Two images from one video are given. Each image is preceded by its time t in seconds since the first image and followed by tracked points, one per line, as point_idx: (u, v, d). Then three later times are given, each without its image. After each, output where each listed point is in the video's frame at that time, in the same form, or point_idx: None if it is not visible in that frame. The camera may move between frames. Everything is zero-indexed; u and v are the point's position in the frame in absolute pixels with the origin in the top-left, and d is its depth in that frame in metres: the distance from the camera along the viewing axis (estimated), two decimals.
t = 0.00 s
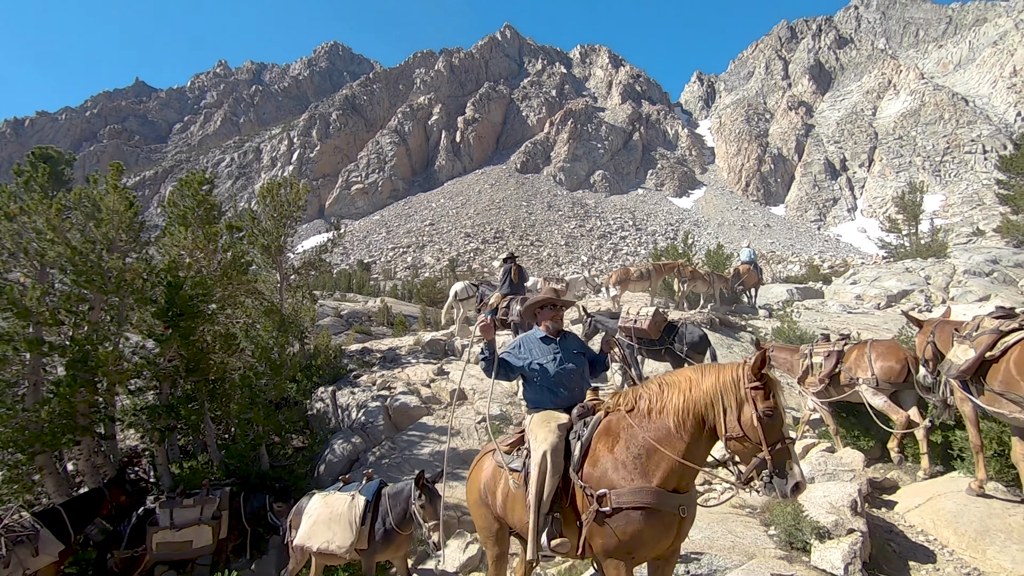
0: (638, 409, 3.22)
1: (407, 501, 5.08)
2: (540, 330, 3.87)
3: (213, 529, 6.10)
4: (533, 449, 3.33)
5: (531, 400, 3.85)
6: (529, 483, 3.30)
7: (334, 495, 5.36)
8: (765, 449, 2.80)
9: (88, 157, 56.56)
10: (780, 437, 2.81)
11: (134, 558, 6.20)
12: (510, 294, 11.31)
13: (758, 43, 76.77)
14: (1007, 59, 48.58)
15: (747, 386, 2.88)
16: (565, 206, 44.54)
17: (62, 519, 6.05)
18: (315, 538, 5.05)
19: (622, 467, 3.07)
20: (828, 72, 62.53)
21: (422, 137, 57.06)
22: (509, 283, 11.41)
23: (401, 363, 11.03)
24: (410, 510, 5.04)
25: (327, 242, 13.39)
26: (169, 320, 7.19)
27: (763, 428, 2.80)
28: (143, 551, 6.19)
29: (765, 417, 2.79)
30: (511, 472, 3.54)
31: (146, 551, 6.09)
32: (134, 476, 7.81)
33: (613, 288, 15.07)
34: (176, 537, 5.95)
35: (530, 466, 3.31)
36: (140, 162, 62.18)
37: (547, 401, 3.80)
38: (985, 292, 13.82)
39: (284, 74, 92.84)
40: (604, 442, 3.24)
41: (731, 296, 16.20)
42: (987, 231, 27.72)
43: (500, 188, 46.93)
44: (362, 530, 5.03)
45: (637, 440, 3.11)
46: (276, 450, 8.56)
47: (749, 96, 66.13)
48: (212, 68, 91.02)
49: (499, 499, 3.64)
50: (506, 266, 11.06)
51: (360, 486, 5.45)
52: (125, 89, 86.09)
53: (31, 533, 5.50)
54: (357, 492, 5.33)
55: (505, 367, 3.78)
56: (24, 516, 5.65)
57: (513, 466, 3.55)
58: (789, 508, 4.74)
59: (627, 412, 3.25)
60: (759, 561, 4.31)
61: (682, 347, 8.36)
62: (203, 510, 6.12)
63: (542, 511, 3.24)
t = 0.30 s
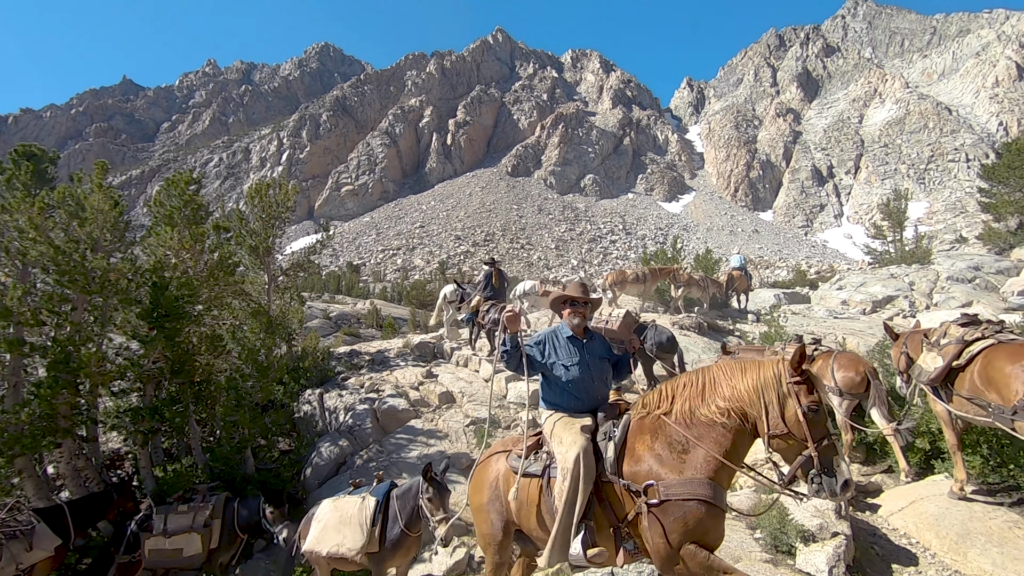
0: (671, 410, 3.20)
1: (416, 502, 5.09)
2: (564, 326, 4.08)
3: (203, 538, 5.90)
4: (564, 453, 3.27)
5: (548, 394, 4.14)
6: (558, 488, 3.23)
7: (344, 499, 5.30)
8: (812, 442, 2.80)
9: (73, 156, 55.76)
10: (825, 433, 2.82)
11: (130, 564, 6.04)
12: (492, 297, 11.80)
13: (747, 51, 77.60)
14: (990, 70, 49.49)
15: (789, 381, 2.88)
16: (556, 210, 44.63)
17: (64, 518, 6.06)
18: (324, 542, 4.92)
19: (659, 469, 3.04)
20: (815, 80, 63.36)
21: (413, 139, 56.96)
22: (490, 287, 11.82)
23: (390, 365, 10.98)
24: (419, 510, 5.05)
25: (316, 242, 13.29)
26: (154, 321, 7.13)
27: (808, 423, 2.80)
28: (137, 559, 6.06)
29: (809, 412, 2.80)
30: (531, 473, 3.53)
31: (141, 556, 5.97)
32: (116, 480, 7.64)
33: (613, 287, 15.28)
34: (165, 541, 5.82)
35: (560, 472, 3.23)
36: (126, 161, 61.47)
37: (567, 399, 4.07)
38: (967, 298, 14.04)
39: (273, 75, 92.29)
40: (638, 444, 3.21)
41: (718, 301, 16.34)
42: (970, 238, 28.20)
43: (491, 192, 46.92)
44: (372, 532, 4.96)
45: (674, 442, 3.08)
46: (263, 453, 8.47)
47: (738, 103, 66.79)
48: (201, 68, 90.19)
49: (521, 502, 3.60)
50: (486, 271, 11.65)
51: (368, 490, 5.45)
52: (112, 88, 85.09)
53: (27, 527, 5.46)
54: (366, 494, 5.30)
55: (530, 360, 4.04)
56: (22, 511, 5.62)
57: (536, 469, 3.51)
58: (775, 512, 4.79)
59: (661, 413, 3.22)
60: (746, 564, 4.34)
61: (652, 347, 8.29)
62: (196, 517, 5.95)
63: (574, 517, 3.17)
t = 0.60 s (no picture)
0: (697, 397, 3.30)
1: (432, 514, 4.63)
2: (589, 314, 3.71)
3: (201, 547, 5.71)
4: (597, 443, 3.18)
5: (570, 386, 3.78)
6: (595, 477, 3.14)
7: (364, 502, 4.98)
8: (844, 405, 2.93)
9: (58, 156, 55.05)
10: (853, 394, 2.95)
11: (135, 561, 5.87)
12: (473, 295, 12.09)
13: (736, 57, 78.35)
14: (974, 78, 50.37)
15: (804, 348, 3.06)
16: (547, 213, 44.74)
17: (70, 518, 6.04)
18: (336, 544, 4.72)
19: (696, 452, 3.14)
20: (804, 86, 64.09)
21: (405, 141, 56.87)
22: (471, 285, 12.10)
23: (380, 368, 10.91)
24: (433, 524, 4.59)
25: (305, 245, 13.22)
26: (140, 323, 7.02)
27: (833, 384, 2.95)
28: (135, 552, 5.87)
29: (832, 374, 2.95)
30: (555, 466, 3.44)
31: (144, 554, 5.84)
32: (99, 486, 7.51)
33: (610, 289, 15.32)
34: (165, 543, 5.69)
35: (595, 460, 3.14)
36: (114, 161, 60.87)
37: (593, 392, 3.71)
38: (952, 302, 14.24)
39: (264, 75, 91.89)
40: (670, 428, 3.30)
41: (708, 305, 16.47)
42: (955, 243, 28.60)
43: (482, 194, 46.94)
44: (387, 543, 4.64)
45: (703, 423, 3.20)
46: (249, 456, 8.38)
47: (728, 108, 67.37)
48: (190, 68, 89.54)
49: (541, 500, 3.46)
50: (468, 271, 12.06)
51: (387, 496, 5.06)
52: (99, 87, 84.30)
53: (27, 524, 5.37)
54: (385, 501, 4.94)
55: (551, 350, 3.63)
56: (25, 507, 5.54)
57: (559, 461, 3.45)
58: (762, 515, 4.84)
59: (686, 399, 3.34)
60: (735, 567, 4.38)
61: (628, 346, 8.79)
62: (197, 524, 5.75)
63: (614, 507, 3.09)
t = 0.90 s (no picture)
0: (753, 386, 3.20)
1: (445, 502, 4.53)
2: (616, 308, 3.70)
3: (203, 543, 5.58)
4: (638, 432, 3.06)
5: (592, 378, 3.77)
6: (635, 468, 3.02)
7: (374, 494, 4.91)
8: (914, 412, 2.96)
9: (45, 156, 54.42)
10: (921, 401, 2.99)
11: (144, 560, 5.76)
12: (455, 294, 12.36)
13: (727, 61, 78.93)
14: (960, 84, 51.15)
15: (888, 349, 3.01)
16: (539, 216, 44.83)
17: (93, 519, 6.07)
18: (347, 541, 4.59)
19: (747, 440, 3.08)
20: (794, 91, 64.69)
21: (397, 143, 56.78)
22: (452, 285, 12.42)
23: (371, 371, 10.87)
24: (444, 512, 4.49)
25: (296, 247, 13.15)
26: (128, 326, 6.95)
27: (910, 394, 2.97)
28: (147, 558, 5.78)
29: (910, 384, 2.96)
30: (593, 468, 3.26)
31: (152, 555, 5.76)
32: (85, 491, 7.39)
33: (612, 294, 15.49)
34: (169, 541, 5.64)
35: (639, 453, 3.01)
36: (102, 162, 60.26)
37: (621, 385, 3.67)
38: (938, 305, 14.42)
39: (255, 77, 91.46)
40: (718, 420, 3.21)
41: (699, 308, 16.57)
42: (941, 247, 28.99)
43: (474, 197, 46.94)
44: (395, 533, 4.53)
45: (753, 413, 3.14)
46: (239, 459, 8.30)
47: (719, 112, 67.84)
48: (180, 68, 88.88)
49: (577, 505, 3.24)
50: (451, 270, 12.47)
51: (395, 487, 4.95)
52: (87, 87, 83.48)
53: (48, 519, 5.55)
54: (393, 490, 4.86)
55: (582, 342, 3.59)
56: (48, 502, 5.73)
57: (599, 461, 3.27)
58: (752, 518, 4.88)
59: (732, 387, 3.26)
60: (725, 568, 4.40)
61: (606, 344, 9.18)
62: (198, 521, 5.68)
63: (667, 499, 2.94)
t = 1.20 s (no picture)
0: (815, 387, 3.20)
1: (463, 513, 4.29)
2: (652, 293, 3.45)
3: (214, 550, 5.13)
4: (695, 430, 2.93)
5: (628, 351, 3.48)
6: (690, 464, 2.89)
7: (390, 500, 4.66)
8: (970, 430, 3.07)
9: (35, 156, 54.01)
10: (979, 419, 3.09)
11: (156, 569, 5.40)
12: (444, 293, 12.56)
13: (720, 64, 79.36)
14: (950, 87, 51.67)
15: (956, 364, 3.07)
16: (534, 217, 44.90)
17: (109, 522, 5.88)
18: (362, 548, 4.30)
19: (804, 442, 3.08)
20: (786, 94, 65.14)
21: (391, 145, 56.72)
22: (440, 285, 12.64)
23: (365, 372, 10.87)
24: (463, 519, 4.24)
25: (290, 248, 13.10)
26: (120, 328, 6.90)
27: (972, 410, 3.05)
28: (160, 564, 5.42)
29: (974, 401, 3.04)
30: (639, 462, 3.16)
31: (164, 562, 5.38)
32: (76, 492, 7.30)
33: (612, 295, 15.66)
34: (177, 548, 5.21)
35: (696, 451, 2.88)
36: (93, 162, 59.86)
37: (663, 372, 3.41)
38: (929, 306, 14.54)
39: (248, 77, 91.22)
40: (772, 420, 3.20)
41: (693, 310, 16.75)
42: (932, 249, 29.24)
43: (469, 198, 46.98)
44: (409, 540, 4.25)
45: (810, 415, 3.15)
46: (232, 462, 8.25)
47: (712, 114, 68.15)
48: (173, 69, 88.38)
49: (624, 504, 3.20)
50: (439, 271, 12.71)
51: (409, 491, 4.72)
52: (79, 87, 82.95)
53: (64, 520, 5.46)
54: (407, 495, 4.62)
55: (614, 314, 3.26)
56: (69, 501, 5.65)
57: (644, 456, 3.16)
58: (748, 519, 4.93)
59: (790, 388, 3.24)
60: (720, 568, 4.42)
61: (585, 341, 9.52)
62: (208, 527, 5.24)
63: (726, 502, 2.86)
